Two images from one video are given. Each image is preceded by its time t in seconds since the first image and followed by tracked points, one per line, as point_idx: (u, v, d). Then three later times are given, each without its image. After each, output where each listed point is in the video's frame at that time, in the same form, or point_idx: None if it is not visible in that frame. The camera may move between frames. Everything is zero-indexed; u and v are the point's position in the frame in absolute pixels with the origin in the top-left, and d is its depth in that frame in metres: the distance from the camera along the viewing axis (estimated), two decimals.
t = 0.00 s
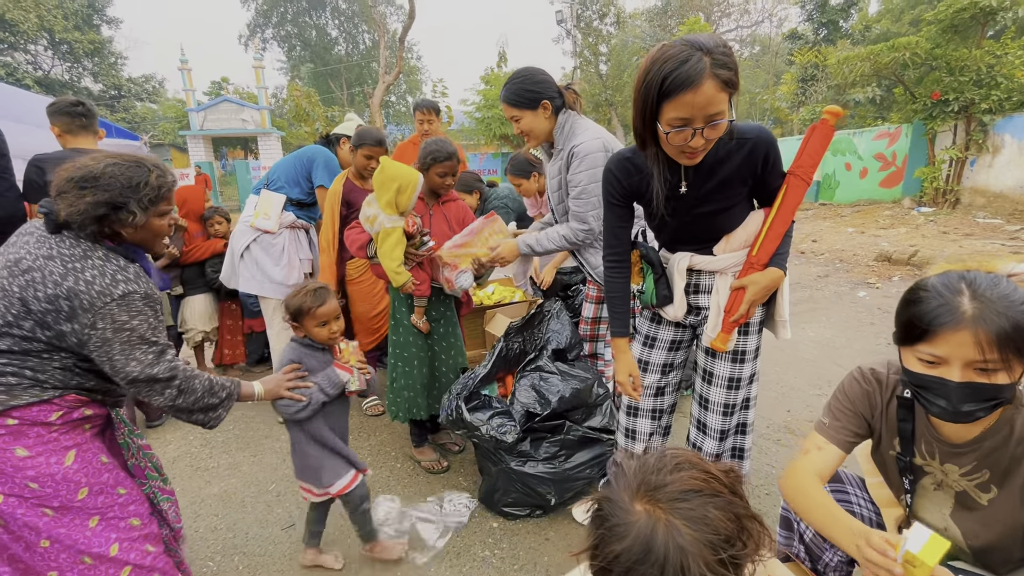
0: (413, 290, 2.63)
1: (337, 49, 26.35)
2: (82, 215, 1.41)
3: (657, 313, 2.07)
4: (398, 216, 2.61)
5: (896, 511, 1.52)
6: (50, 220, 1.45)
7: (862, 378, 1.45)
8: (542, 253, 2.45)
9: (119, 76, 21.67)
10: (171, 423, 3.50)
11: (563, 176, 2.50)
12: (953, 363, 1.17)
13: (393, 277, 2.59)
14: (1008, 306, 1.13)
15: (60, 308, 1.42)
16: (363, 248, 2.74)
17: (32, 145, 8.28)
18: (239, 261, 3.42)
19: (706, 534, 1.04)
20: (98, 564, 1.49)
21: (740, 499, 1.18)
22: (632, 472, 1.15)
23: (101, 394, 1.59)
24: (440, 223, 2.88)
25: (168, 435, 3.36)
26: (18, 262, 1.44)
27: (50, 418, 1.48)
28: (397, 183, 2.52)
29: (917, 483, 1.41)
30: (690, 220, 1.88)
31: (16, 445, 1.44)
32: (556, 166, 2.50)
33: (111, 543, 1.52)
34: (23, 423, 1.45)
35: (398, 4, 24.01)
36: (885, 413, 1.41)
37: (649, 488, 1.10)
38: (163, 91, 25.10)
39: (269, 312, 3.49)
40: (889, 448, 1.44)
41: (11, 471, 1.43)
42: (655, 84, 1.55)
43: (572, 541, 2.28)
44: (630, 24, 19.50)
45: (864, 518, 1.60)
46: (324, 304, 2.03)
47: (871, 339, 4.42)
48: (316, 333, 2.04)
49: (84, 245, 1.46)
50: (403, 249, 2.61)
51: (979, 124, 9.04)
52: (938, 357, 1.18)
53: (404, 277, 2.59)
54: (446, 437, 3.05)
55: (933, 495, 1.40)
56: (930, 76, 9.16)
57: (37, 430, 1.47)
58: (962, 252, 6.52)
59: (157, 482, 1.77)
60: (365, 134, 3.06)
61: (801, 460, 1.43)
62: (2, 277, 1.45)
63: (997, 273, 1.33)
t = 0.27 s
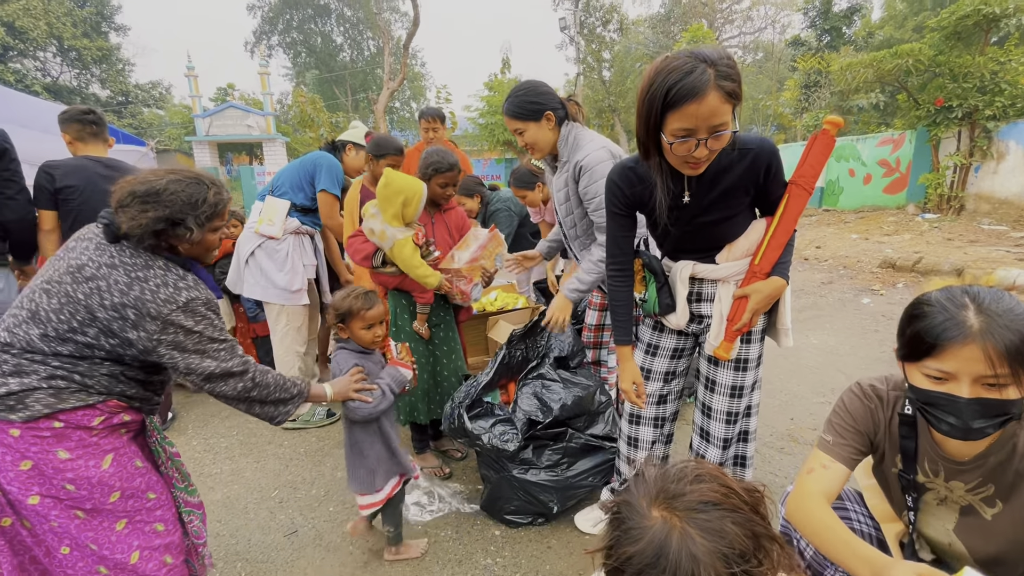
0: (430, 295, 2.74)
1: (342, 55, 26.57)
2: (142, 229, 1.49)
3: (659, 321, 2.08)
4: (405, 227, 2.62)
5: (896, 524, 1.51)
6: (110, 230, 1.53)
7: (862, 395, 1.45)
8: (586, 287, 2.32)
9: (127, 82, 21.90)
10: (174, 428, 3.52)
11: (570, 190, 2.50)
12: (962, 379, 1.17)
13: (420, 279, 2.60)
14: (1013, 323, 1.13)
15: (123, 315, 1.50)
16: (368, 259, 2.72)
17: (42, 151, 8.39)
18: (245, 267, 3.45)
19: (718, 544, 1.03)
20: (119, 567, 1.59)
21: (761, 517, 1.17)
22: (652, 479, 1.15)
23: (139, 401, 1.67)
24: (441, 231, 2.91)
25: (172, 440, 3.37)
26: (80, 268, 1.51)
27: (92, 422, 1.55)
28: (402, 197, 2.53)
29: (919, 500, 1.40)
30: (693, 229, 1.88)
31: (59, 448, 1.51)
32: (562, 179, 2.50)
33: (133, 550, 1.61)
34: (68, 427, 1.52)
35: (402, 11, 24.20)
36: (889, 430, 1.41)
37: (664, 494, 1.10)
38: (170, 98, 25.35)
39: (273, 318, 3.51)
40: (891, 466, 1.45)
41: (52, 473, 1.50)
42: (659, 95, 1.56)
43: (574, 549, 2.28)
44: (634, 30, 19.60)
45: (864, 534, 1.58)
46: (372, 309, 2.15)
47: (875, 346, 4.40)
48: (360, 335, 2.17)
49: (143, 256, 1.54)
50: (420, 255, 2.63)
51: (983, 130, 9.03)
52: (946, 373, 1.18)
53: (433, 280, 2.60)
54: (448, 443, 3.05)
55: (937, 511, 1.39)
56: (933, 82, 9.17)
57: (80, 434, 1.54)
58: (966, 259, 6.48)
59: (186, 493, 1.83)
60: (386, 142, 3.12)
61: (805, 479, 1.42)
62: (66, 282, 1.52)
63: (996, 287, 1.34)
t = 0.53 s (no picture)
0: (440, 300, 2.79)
1: (348, 62, 26.79)
2: (183, 242, 1.51)
3: (663, 330, 2.08)
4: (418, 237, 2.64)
5: (900, 540, 1.51)
6: (152, 241, 1.55)
7: (863, 411, 1.46)
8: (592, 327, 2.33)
9: (136, 88, 22.14)
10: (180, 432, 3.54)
11: (579, 217, 2.54)
12: (950, 398, 1.18)
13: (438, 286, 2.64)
14: (1007, 344, 1.13)
15: (168, 323, 1.53)
16: (381, 269, 2.73)
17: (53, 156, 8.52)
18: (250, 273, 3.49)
19: (706, 540, 1.02)
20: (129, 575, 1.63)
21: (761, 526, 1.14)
22: (651, 476, 1.16)
23: (166, 406, 1.69)
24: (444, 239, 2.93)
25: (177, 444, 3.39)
26: (125, 275, 1.53)
27: (120, 427, 1.58)
28: (418, 209, 2.55)
29: (923, 519, 1.41)
30: (696, 240, 1.89)
31: (85, 452, 1.55)
32: (570, 208, 2.54)
33: (143, 560, 1.65)
34: (97, 431, 1.55)
35: (408, 18, 24.40)
36: (892, 449, 1.42)
37: (659, 490, 1.10)
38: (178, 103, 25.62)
39: (276, 323, 3.53)
40: (894, 484, 1.45)
41: (76, 477, 1.55)
42: (664, 107, 1.57)
43: (577, 558, 2.27)
44: (638, 37, 19.66)
45: (870, 550, 1.57)
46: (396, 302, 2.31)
47: (882, 355, 4.37)
48: (388, 327, 2.32)
49: (185, 266, 1.57)
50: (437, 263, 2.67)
51: (989, 138, 9.00)
52: (936, 392, 1.19)
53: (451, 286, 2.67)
54: (452, 450, 3.05)
55: (941, 530, 1.40)
56: (939, 90, 9.15)
57: (106, 439, 1.57)
58: (974, 267, 6.44)
59: (202, 505, 1.82)
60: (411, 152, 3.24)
61: (800, 493, 1.42)
62: (110, 288, 1.53)
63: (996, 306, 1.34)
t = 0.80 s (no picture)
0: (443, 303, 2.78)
1: (357, 66, 26.99)
2: (214, 251, 1.58)
3: (669, 336, 2.07)
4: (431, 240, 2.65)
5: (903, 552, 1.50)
6: (182, 247, 1.61)
7: (865, 425, 1.48)
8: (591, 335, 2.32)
9: (148, 92, 22.43)
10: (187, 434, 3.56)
11: (585, 225, 2.56)
12: (949, 417, 1.19)
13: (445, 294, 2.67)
14: (1005, 364, 1.14)
15: (204, 326, 1.59)
16: (392, 273, 2.77)
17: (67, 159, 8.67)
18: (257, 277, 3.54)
19: (709, 536, 1.01)
20: None
21: (765, 530, 1.13)
22: (660, 473, 1.15)
23: (185, 410, 1.73)
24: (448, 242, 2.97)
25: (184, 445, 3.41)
26: (158, 281, 1.58)
27: (143, 429, 1.61)
28: (432, 215, 2.58)
29: (926, 534, 1.41)
30: (702, 246, 1.89)
31: (109, 453, 1.57)
32: (578, 216, 2.56)
33: (157, 562, 1.66)
34: (122, 432, 1.58)
35: (416, 23, 24.55)
36: (896, 466, 1.42)
37: (667, 486, 1.10)
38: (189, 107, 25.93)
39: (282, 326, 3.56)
40: (897, 500, 1.46)
41: (98, 478, 1.56)
42: (671, 114, 1.57)
43: (581, 564, 2.26)
44: (646, 41, 19.67)
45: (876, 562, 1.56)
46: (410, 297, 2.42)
47: (892, 362, 4.32)
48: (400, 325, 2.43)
49: (215, 273, 1.63)
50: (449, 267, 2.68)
51: (1001, 143, 8.92)
52: (935, 411, 1.20)
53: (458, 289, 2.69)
54: (456, 454, 3.05)
55: (945, 543, 1.40)
56: (949, 95, 9.09)
57: (129, 441, 1.60)
58: (985, 274, 6.37)
59: (215, 509, 1.86)
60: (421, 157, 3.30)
61: (799, 504, 1.43)
62: (143, 294, 1.58)
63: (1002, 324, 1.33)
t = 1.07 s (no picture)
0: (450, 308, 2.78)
1: (368, 68, 27.20)
2: (231, 249, 1.62)
3: (679, 340, 2.06)
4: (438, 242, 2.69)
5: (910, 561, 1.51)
6: (197, 246, 1.66)
7: (869, 437, 1.49)
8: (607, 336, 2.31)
9: (164, 94, 22.80)
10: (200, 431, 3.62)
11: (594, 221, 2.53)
12: (952, 433, 1.20)
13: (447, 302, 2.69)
14: (1005, 379, 1.16)
15: (220, 322, 1.62)
16: (397, 274, 2.79)
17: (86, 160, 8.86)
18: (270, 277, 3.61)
19: (720, 533, 1.01)
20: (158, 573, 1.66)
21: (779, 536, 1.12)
22: (677, 472, 1.14)
23: (203, 407, 1.76)
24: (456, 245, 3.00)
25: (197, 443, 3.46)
26: (176, 278, 1.63)
27: (164, 424, 1.65)
28: (439, 215, 2.61)
29: (932, 547, 1.42)
30: (713, 250, 1.88)
31: (131, 448, 1.61)
32: (586, 212, 2.54)
33: (174, 558, 1.68)
34: (144, 428, 1.61)
35: (428, 25, 24.68)
36: (899, 479, 1.43)
37: (683, 483, 1.10)
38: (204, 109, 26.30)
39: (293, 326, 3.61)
40: (901, 514, 1.47)
41: (120, 472, 1.60)
42: (681, 118, 1.57)
43: (589, 567, 2.26)
44: (657, 43, 19.60)
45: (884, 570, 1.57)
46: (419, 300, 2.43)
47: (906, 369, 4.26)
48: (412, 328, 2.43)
49: (231, 270, 1.67)
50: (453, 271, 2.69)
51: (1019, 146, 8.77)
52: (937, 427, 1.22)
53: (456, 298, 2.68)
54: (465, 456, 3.06)
55: (953, 552, 1.40)
56: (967, 97, 8.97)
57: (151, 436, 1.63)
58: (1002, 280, 6.26)
59: (230, 507, 1.88)
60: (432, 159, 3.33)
61: (804, 515, 1.46)
62: (161, 290, 1.62)
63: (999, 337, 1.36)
